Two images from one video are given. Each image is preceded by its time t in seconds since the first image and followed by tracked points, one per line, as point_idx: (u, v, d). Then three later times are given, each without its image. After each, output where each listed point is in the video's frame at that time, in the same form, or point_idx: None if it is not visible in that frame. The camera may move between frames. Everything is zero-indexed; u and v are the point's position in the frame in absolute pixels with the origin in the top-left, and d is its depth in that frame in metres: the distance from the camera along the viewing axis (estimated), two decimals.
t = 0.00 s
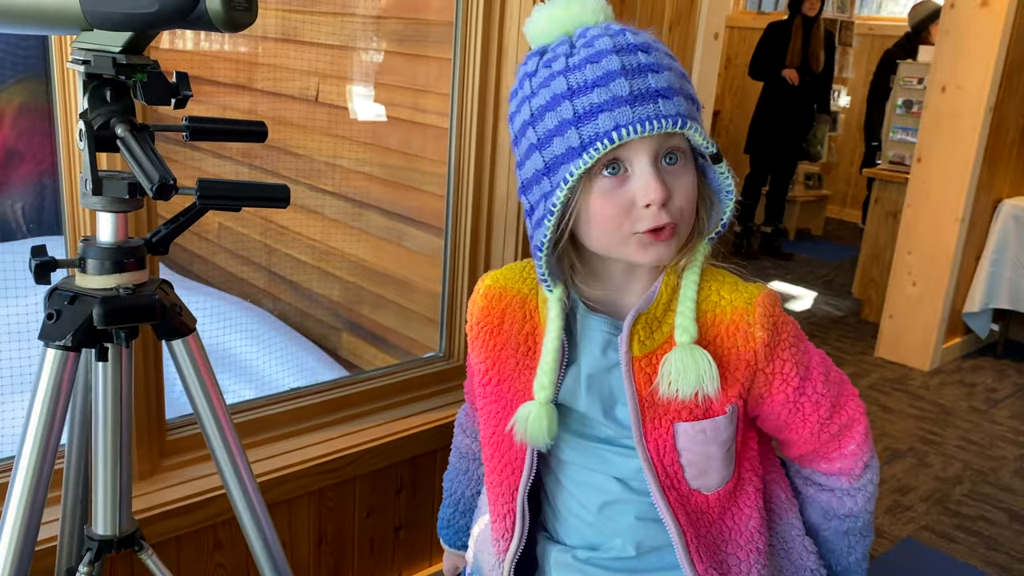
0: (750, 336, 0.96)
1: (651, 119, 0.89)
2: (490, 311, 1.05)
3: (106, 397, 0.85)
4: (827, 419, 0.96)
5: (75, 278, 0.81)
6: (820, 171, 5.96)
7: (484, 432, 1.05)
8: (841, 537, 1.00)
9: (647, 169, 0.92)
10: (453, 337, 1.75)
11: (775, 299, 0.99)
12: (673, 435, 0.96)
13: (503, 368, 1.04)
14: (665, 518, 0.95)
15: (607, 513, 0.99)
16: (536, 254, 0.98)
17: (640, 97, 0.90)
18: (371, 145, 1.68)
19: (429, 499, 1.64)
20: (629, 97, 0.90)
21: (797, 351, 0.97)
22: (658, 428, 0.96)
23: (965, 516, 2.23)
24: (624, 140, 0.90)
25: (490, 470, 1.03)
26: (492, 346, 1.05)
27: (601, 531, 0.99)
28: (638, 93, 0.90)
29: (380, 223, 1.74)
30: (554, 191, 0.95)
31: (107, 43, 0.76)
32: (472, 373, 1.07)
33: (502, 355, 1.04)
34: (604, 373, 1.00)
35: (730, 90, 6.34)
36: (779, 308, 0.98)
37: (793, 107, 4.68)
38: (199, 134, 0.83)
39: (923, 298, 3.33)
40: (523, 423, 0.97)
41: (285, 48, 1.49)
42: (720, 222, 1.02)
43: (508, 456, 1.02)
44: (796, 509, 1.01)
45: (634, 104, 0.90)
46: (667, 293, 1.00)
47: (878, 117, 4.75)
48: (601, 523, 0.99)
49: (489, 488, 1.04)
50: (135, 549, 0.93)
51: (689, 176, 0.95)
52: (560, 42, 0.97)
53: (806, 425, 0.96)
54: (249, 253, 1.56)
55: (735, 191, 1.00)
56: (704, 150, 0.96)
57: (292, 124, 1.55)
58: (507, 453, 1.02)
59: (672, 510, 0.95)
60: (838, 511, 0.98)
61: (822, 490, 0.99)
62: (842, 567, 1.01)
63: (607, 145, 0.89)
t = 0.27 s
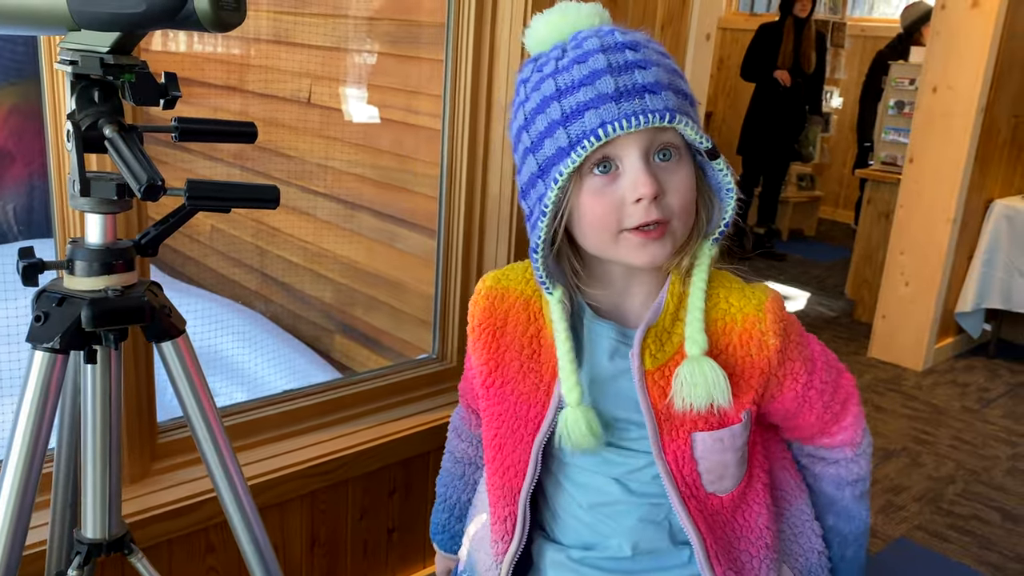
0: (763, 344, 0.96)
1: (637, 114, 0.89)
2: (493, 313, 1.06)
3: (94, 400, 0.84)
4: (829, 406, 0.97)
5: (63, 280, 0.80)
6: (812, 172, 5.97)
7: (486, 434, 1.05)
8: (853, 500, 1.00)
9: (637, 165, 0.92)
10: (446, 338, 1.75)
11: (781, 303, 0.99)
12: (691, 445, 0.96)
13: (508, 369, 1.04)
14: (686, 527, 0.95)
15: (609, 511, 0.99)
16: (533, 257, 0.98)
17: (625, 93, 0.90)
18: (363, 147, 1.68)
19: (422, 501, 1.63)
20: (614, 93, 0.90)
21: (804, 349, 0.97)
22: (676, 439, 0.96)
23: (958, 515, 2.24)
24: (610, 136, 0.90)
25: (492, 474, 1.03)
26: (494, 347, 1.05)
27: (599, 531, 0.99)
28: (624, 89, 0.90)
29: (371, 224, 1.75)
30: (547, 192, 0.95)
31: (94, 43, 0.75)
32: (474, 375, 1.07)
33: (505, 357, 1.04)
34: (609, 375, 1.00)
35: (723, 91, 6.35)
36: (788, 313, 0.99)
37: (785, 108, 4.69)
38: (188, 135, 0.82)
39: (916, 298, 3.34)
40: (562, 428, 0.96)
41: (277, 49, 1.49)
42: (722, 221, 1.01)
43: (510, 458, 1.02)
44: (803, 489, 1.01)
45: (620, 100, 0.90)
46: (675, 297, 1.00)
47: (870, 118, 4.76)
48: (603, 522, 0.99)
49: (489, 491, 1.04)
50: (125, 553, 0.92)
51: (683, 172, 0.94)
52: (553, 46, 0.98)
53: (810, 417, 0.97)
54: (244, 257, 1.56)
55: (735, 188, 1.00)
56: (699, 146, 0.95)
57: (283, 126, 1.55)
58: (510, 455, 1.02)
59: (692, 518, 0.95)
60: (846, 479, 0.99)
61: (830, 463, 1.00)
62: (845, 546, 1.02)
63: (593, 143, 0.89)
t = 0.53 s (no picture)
0: (737, 343, 0.96)
1: (634, 110, 0.89)
2: (476, 305, 1.05)
3: (85, 400, 0.83)
4: (811, 412, 0.96)
5: (52, 279, 0.80)
6: (806, 172, 5.98)
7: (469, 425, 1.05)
8: (842, 516, 1.00)
9: (629, 162, 0.92)
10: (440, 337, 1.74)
11: (762, 302, 0.99)
12: (667, 442, 0.96)
13: (489, 362, 1.03)
14: (664, 525, 0.94)
15: (591, 514, 0.98)
16: (518, 243, 0.98)
17: (624, 90, 0.90)
18: (358, 147, 1.67)
19: (416, 501, 1.63)
20: (613, 89, 0.90)
21: (785, 352, 0.96)
22: (651, 437, 0.96)
23: (952, 513, 2.24)
24: (604, 130, 0.90)
25: (475, 466, 1.03)
26: (477, 340, 1.04)
27: (578, 528, 0.99)
28: (623, 86, 0.90)
29: (366, 224, 1.74)
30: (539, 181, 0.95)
31: (83, 40, 0.74)
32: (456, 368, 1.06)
33: (487, 350, 1.03)
34: (586, 372, 1.00)
35: (717, 91, 6.36)
36: (767, 312, 0.98)
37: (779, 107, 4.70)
38: (178, 133, 0.82)
39: (910, 296, 3.34)
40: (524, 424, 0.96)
41: (270, 49, 1.48)
42: (709, 228, 1.01)
43: (490, 451, 1.02)
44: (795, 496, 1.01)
45: (618, 96, 0.90)
46: (652, 295, 1.00)
47: (863, 117, 4.77)
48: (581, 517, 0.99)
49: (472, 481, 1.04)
50: (116, 555, 0.92)
51: (675, 174, 0.94)
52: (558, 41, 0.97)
53: (793, 421, 0.96)
54: (234, 256, 1.54)
55: (725, 198, 1.00)
56: (692, 150, 0.95)
57: (277, 126, 1.54)
58: (490, 449, 1.02)
59: (669, 515, 0.94)
60: (836, 491, 0.99)
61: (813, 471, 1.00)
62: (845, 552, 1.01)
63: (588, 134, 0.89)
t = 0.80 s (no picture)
0: (721, 352, 0.96)
1: (637, 117, 0.90)
2: (457, 319, 1.05)
3: (76, 407, 0.83)
4: (795, 416, 0.96)
5: (43, 284, 0.79)
6: (800, 171, 6.00)
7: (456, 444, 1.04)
8: (829, 517, 0.99)
9: (629, 170, 0.92)
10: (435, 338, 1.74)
11: (744, 309, 0.99)
12: (653, 453, 0.96)
13: (470, 377, 1.04)
14: (655, 534, 0.94)
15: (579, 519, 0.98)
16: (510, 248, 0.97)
17: (627, 96, 0.90)
18: (352, 147, 1.67)
19: (411, 503, 1.62)
20: (616, 94, 0.90)
21: (769, 358, 0.97)
22: (638, 448, 0.96)
23: (947, 512, 2.25)
24: (607, 134, 0.89)
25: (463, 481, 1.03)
26: (458, 354, 1.04)
27: (566, 534, 0.99)
28: (625, 92, 0.91)
29: (360, 225, 1.73)
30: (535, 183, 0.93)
31: (72, 43, 0.74)
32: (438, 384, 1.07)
33: (468, 364, 1.04)
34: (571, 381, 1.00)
35: (711, 90, 6.37)
36: (749, 320, 0.98)
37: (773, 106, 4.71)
38: (169, 136, 0.81)
39: (904, 295, 3.35)
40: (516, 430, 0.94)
41: (264, 50, 1.48)
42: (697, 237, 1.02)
43: (478, 465, 1.01)
44: (784, 496, 1.01)
45: (621, 101, 0.90)
46: (636, 304, 1.00)
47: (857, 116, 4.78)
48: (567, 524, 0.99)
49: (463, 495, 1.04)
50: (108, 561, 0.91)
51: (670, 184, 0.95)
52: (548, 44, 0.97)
53: (779, 425, 0.96)
54: (228, 257, 1.53)
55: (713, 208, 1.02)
56: (684, 160, 0.98)
57: (271, 127, 1.54)
58: (477, 462, 1.02)
59: (661, 525, 0.94)
60: (822, 492, 0.98)
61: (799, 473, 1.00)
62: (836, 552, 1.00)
63: (590, 138, 0.89)
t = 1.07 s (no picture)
0: (702, 344, 0.96)
1: (644, 131, 0.90)
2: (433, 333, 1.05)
3: (67, 408, 0.82)
4: (776, 412, 0.95)
5: (32, 285, 0.78)
6: (795, 168, 6.00)
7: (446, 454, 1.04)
8: (818, 512, 0.99)
9: (631, 181, 0.92)
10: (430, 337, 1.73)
11: (722, 301, 0.99)
12: (640, 449, 0.96)
13: (453, 390, 1.03)
14: (645, 533, 0.94)
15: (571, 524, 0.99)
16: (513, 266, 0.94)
17: (631, 109, 0.91)
18: (347, 146, 1.67)
19: (407, 503, 1.62)
20: (623, 107, 0.90)
21: (750, 350, 0.96)
22: (625, 445, 0.96)
23: (942, 508, 2.25)
24: (616, 150, 0.89)
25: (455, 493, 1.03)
26: (439, 367, 1.04)
27: (558, 537, 1.00)
28: (630, 105, 0.91)
29: (355, 224, 1.73)
30: (540, 197, 0.91)
31: (61, 42, 0.73)
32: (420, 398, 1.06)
33: (449, 376, 1.03)
34: (556, 387, 1.00)
35: (706, 88, 6.37)
36: (728, 312, 0.98)
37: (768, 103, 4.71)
38: (160, 135, 0.80)
39: (899, 292, 3.36)
40: (526, 444, 0.93)
41: (257, 49, 1.47)
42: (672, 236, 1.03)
43: (468, 477, 1.01)
44: (771, 494, 1.01)
45: (628, 114, 0.90)
46: (615, 304, 1.00)
47: (852, 113, 4.78)
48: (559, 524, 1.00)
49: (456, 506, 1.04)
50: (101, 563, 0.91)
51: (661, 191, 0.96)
52: (530, 45, 0.96)
53: (762, 421, 0.96)
54: (224, 257, 1.53)
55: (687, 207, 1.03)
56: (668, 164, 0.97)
57: (265, 126, 1.53)
58: (467, 474, 1.02)
59: (649, 523, 0.94)
60: (810, 488, 0.98)
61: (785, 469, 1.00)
62: (828, 548, 1.00)
63: (601, 153, 0.88)
